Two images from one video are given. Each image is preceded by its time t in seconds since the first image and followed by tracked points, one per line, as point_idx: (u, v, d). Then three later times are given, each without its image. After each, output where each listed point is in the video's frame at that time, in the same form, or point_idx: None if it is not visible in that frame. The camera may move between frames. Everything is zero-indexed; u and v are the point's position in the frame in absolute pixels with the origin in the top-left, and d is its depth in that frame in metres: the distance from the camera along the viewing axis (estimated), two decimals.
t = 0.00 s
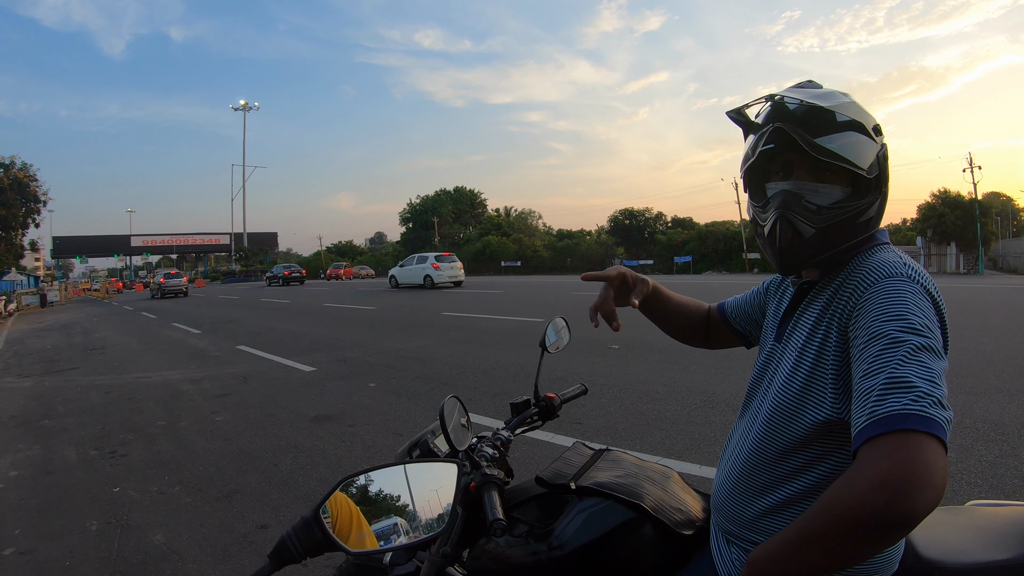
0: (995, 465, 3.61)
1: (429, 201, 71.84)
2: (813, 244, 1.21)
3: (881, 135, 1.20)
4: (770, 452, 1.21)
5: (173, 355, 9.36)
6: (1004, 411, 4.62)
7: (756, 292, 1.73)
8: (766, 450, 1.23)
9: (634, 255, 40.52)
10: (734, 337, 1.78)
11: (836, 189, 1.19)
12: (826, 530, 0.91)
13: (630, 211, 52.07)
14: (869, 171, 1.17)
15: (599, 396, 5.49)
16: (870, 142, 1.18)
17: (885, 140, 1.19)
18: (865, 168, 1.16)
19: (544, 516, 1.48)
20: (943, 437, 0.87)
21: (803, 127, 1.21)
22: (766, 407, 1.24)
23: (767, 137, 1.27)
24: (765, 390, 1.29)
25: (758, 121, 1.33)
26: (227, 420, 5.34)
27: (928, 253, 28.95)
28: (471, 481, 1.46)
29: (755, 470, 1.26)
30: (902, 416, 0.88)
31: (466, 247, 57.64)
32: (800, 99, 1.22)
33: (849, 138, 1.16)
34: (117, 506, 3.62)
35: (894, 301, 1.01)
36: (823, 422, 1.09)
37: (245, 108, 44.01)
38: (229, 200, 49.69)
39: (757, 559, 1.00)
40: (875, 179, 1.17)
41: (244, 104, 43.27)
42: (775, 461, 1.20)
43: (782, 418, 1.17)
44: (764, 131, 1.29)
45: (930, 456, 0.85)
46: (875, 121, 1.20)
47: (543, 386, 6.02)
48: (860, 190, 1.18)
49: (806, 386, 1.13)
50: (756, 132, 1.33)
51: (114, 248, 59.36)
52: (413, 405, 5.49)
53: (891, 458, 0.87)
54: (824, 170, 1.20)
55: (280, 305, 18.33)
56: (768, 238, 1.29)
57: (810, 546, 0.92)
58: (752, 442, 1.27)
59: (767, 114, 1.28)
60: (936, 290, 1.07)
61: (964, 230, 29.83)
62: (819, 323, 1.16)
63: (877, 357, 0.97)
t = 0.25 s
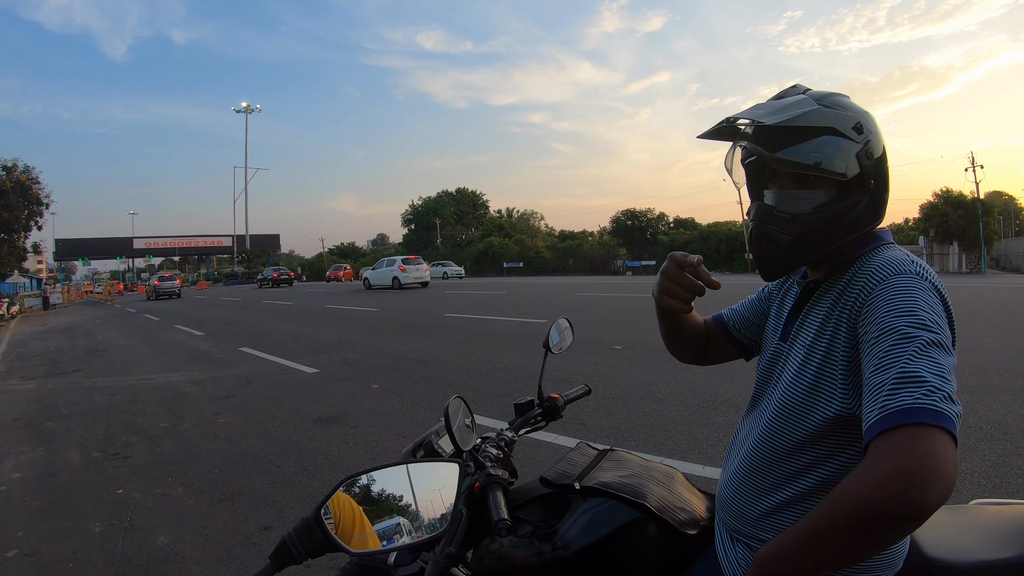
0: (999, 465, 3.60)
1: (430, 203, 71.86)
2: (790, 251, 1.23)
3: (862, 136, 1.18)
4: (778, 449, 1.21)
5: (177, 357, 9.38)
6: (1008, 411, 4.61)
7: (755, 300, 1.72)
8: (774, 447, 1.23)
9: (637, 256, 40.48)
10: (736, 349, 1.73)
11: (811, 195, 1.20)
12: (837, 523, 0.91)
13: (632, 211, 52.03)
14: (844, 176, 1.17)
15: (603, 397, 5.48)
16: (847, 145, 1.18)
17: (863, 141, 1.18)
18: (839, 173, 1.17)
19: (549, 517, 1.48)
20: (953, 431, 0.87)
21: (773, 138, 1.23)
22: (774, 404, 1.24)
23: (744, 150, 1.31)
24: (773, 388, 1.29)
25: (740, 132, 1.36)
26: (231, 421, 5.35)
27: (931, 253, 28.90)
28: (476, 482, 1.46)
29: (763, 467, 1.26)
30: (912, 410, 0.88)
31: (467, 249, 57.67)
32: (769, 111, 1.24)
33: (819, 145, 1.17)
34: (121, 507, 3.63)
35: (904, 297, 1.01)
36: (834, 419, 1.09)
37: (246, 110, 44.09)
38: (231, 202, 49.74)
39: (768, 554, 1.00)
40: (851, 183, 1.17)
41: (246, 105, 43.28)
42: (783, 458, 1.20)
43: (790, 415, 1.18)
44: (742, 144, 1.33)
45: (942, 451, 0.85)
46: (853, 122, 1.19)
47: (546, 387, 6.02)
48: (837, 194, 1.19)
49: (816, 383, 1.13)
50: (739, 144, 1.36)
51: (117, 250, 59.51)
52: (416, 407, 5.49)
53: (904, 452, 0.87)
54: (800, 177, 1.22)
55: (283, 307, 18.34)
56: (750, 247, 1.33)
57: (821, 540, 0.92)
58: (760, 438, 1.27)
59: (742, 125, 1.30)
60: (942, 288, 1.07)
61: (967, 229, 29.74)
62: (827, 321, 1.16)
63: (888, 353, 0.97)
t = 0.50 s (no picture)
0: (1003, 463, 3.59)
1: (432, 203, 71.85)
2: (795, 245, 1.24)
3: (870, 133, 1.18)
4: (783, 447, 1.21)
5: (179, 357, 9.39)
6: (1011, 409, 4.60)
7: (756, 300, 1.72)
8: (779, 445, 1.23)
9: (638, 255, 40.44)
10: (739, 349, 1.73)
11: (818, 190, 1.21)
12: (845, 520, 0.90)
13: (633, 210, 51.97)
14: (852, 172, 1.17)
15: (605, 396, 5.48)
16: (855, 141, 1.18)
17: (872, 138, 1.18)
18: (846, 169, 1.17)
19: (553, 516, 1.48)
20: (959, 427, 0.87)
21: (782, 133, 1.23)
22: (778, 403, 1.24)
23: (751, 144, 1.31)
24: (777, 386, 1.29)
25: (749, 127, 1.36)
26: (233, 422, 5.35)
27: (933, 252, 28.82)
28: (480, 482, 1.46)
29: (768, 465, 1.26)
30: (919, 407, 0.88)
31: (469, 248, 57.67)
32: (778, 106, 1.25)
33: (827, 141, 1.18)
34: (123, 508, 3.63)
35: (908, 294, 1.02)
36: (839, 417, 1.09)
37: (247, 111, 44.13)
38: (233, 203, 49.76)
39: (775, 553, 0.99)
40: (857, 180, 1.18)
41: (247, 106, 43.25)
42: (788, 456, 1.20)
43: (795, 413, 1.18)
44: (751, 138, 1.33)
45: (950, 447, 0.85)
46: (863, 120, 1.19)
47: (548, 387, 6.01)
48: (844, 190, 1.19)
49: (820, 381, 1.13)
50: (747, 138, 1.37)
51: (119, 251, 59.56)
52: (419, 407, 5.49)
53: (911, 449, 0.87)
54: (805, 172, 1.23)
55: (285, 307, 18.35)
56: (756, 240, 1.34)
57: (830, 538, 0.92)
58: (764, 437, 1.27)
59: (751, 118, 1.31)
60: (947, 284, 1.07)
61: (969, 227, 29.66)
62: (831, 318, 1.16)
63: (894, 349, 0.97)
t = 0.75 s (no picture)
0: (1007, 463, 3.58)
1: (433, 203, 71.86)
2: (808, 240, 1.22)
3: (880, 132, 1.19)
4: (786, 447, 1.21)
5: (181, 358, 9.40)
6: (1015, 408, 4.59)
7: (759, 302, 1.73)
8: (782, 446, 1.22)
9: (640, 254, 40.40)
10: (745, 351, 1.73)
11: (832, 185, 1.19)
12: (844, 520, 0.90)
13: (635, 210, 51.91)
14: (865, 168, 1.17)
15: (607, 397, 5.47)
16: (866, 139, 1.18)
17: (882, 137, 1.19)
18: (860, 165, 1.17)
19: (557, 516, 1.48)
20: (957, 424, 0.87)
21: (796, 128, 1.22)
22: (780, 404, 1.24)
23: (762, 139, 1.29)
24: (780, 388, 1.29)
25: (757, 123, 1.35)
26: (235, 422, 5.36)
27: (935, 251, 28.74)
28: (484, 482, 1.46)
29: (771, 465, 1.25)
30: (916, 404, 0.88)
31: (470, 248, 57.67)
32: (792, 101, 1.24)
33: (842, 136, 1.17)
34: (126, 509, 3.63)
35: (907, 292, 1.01)
36: (840, 417, 1.09)
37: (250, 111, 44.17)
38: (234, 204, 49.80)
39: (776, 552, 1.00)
40: (870, 176, 1.17)
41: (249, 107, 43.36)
42: (791, 457, 1.20)
43: (797, 414, 1.18)
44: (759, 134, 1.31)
45: (947, 444, 0.85)
46: (873, 118, 1.19)
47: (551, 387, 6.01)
48: (857, 186, 1.18)
49: (821, 381, 1.13)
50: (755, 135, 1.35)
51: (120, 252, 59.62)
52: (421, 407, 5.49)
53: (907, 446, 0.86)
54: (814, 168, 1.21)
55: (287, 308, 18.36)
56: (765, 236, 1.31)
57: (828, 538, 0.92)
58: (767, 437, 1.27)
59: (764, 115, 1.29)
60: (947, 283, 1.07)
61: (972, 226, 29.56)
62: (832, 318, 1.16)
63: (891, 348, 0.97)
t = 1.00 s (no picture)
0: (1009, 463, 3.58)
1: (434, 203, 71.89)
2: (829, 235, 1.20)
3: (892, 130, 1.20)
4: (789, 447, 1.21)
5: (183, 359, 9.41)
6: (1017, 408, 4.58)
7: (756, 305, 1.72)
8: (784, 446, 1.22)
9: (641, 254, 40.39)
10: (746, 356, 1.72)
11: (851, 180, 1.19)
12: (847, 518, 0.90)
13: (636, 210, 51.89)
14: (883, 164, 1.17)
15: (609, 397, 5.47)
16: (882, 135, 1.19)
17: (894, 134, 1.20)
18: (880, 160, 1.17)
19: (559, 517, 1.48)
20: (961, 423, 0.87)
21: (818, 120, 1.20)
22: (783, 404, 1.24)
23: (778, 132, 1.26)
24: (782, 388, 1.29)
25: (768, 116, 1.32)
26: (237, 423, 5.37)
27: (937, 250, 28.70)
28: (485, 483, 1.46)
29: (774, 465, 1.25)
30: (920, 402, 0.88)
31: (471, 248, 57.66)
32: (813, 93, 1.22)
33: (864, 131, 1.17)
34: (128, 510, 3.64)
35: (911, 291, 1.01)
36: (844, 415, 1.09)
37: (251, 111, 44.22)
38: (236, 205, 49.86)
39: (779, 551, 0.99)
40: (887, 172, 1.18)
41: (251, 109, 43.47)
42: (794, 456, 1.20)
43: (800, 413, 1.17)
44: (774, 126, 1.29)
45: (951, 442, 0.85)
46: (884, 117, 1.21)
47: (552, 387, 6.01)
48: (875, 181, 1.18)
49: (824, 381, 1.13)
50: (766, 128, 1.32)
51: (122, 253, 59.77)
52: (422, 407, 5.50)
53: (911, 444, 0.86)
54: (835, 162, 1.21)
55: (289, 308, 18.38)
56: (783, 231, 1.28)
57: (832, 537, 0.92)
58: (770, 437, 1.27)
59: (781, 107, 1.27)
60: (950, 281, 1.07)
61: (973, 225, 29.50)
62: (835, 318, 1.16)
63: (894, 347, 0.97)
